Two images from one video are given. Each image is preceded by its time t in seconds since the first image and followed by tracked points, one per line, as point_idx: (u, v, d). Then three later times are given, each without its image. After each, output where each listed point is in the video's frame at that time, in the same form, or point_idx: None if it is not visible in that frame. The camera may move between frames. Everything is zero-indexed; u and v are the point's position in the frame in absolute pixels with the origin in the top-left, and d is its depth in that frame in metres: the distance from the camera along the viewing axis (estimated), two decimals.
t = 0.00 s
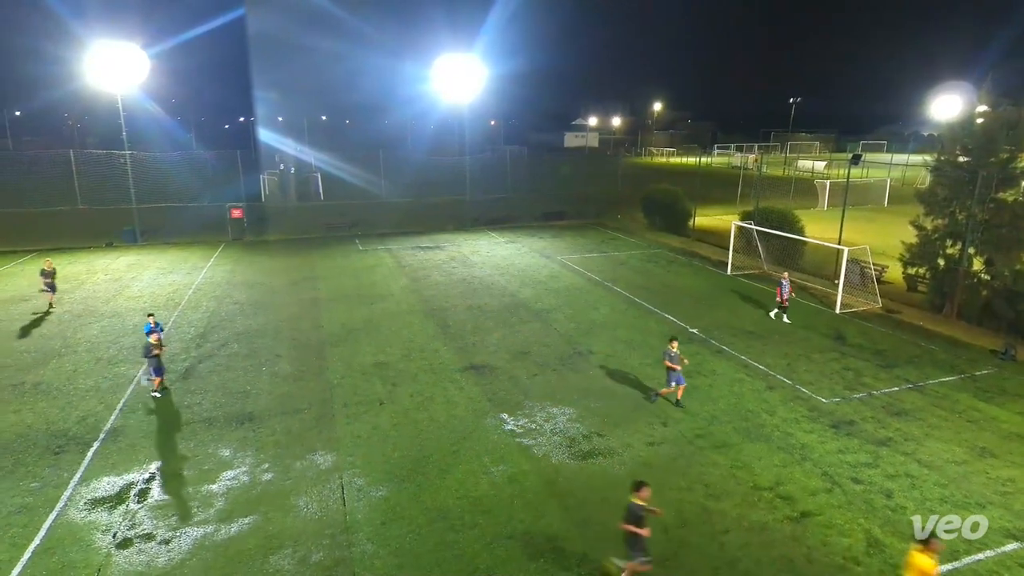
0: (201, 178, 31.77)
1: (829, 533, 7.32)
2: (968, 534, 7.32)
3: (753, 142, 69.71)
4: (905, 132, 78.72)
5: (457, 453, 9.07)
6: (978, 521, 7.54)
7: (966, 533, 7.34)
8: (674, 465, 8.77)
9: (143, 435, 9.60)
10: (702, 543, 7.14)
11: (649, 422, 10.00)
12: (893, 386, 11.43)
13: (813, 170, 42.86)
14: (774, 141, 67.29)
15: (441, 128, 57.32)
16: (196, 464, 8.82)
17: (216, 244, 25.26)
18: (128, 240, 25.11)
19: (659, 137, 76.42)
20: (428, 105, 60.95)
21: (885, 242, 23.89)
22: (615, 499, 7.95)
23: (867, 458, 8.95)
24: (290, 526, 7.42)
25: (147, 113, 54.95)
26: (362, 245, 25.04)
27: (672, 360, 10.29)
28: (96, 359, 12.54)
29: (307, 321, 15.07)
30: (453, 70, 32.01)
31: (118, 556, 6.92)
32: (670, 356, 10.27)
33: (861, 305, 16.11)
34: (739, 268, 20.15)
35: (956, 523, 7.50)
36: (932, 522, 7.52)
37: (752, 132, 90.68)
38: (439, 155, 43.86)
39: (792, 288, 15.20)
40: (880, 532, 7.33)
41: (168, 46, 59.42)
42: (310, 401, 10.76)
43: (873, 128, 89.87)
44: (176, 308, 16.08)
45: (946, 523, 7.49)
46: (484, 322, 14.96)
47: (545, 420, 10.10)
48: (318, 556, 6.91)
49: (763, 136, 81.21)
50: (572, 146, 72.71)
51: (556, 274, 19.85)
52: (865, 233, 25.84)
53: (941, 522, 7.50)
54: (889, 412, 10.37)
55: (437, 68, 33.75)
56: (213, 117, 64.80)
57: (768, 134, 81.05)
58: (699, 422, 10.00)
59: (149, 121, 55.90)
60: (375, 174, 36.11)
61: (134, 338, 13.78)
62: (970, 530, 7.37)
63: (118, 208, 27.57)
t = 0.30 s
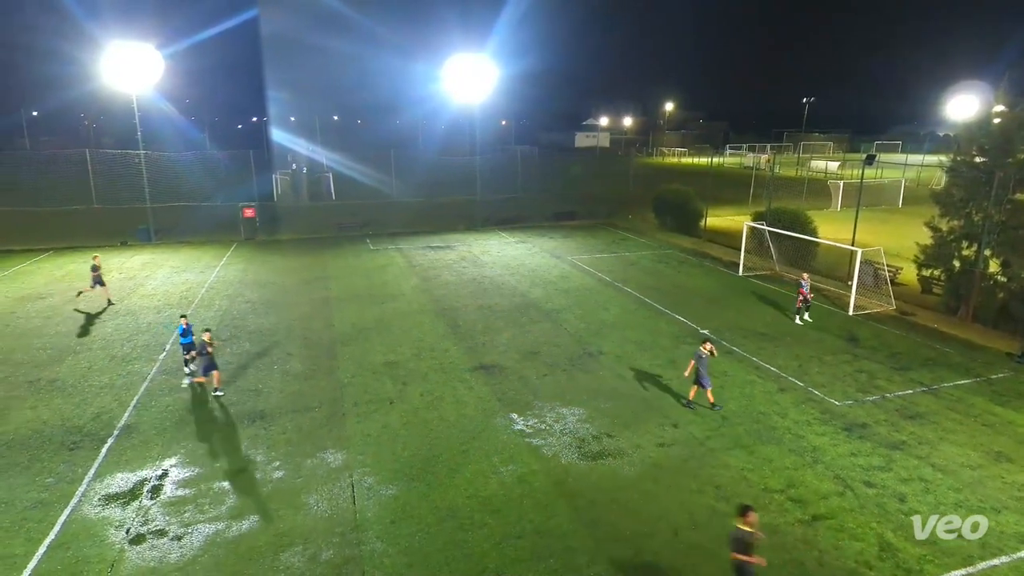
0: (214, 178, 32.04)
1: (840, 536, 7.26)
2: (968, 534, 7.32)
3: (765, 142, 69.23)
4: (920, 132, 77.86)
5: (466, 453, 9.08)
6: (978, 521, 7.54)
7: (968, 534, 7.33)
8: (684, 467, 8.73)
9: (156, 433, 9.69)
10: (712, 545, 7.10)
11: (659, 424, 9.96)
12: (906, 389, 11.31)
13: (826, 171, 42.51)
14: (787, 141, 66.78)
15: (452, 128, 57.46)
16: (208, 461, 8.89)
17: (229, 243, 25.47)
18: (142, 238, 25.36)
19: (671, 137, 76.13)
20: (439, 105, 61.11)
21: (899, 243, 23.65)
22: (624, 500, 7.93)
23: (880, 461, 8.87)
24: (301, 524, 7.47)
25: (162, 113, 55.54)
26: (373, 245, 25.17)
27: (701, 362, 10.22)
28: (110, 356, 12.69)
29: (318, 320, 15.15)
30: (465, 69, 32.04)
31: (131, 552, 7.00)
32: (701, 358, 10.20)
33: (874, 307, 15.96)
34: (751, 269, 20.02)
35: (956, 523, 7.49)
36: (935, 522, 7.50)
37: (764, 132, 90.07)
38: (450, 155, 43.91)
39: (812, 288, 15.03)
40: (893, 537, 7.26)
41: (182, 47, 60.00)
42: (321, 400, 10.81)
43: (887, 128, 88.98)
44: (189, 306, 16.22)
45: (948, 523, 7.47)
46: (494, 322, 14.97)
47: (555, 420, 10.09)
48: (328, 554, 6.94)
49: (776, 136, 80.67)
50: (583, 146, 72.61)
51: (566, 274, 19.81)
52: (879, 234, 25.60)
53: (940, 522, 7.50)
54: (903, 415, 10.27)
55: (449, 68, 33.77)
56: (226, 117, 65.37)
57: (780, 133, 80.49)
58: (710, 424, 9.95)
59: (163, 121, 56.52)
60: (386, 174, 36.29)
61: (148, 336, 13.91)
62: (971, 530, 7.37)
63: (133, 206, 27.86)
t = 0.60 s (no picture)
0: (225, 178, 32.31)
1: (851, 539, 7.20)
2: (967, 533, 7.31)
3: (776, 142, 68.85)
4: (934, 132, 77.10)
5: (474, 453, 9.08)
6: (978, 521, 7.53)
7: (966, 533, 7.33)
8: (694, 468, 8.69)
9: (167, 430, 9.77)
10: (722, 547, 7.06)
11: (668, 425, 9.93)
12: (919, 391, 11.19)
13: (838, 171, 42.20)
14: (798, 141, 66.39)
15: (461, 128, 57.60)
16: (218, 459, 8.95)
17: (239, 242, 25.64)
18: (154, 238, 25.58)
19: (681, 137, 75.87)
20: (449, 105, 61.25)
21: (911, 245, 23.44)
22: (631, 501, 7.91)
23: (891, 464, 8.79)
24: (310, 522, 7.50)
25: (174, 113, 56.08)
26: (383, 244, 25.26)
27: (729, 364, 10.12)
28: (122, 354, 12.80)
29: (328, 319, 15.22)
30: (474, 69, 32.09)
31: (142, 548, 7.06)
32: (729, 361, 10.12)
33: (886, 308, 15.82)
34: (761, 270, 19.90)
35: (956, 523, 7.48)
36: (934, 522, 7.49)
37: (775, 132, 89.51)
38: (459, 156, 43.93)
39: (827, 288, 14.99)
40: (904, 540, 7.20)
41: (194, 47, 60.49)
42: (329, 398, 10.86)
43: (900, 128, 88.20)
44: (200, 305, 16.35)
45: (946, 523, 7.48)
46: (503, 322, 14.98)
47: (563, 421, 10.08)
48: (336, 552, 6.97)
49: (787, 136, 80.22)
50: (593, 147, 72.52)
51: (575, 274, 19.78)
52: (892, 235, 25.37)
53: (940, 522, 7.50)
54: (915, 418, 10.17)
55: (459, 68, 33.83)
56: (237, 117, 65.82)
57: (792, 134, 80.05)
58: (719, 425, 9.90)
59: (176, 121, 57.07)
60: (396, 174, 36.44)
61: (159, 334, 14.03)
62: (970, 530, 7.36)
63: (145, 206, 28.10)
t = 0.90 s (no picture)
0: (237, 177, 32.54)
1: (863, 543, 7.14)
2: (969, 534, 7.31)
3: (788, 142, 68.40)
4: (949, 132, 76.24)
5: (483, 453, 9.08)
6: (979, 522, 7.53)
7: (966, 533, 7.34)
8: (704, 470, 8.65)
9: (179, 428, 9.85)
10: (732, 549, 7.03)
11: (677, 426, 9.89)
12: (932, 394, 11.07)
13: (850, 172, 41.84)
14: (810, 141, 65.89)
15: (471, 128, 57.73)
16: (229, 456, 9.02)
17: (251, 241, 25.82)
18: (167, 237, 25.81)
19: (692, 137, 75.53)
20: (459, 105, 61.38)
21: (925, 246, 23.19)
22: (640, 502, 7.89)
23: (904, 467, 8.71)
24: (320, 520, 7.54)
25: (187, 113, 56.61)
26: (393, 244, 25.34)
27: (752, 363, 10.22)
28: (135, 352, 12.93)
29: (338, 318, 15.30)
30: (485, 69, 32.11)
31: (154, 544, 7.12)
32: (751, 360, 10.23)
33: (899, 310, 15.67)
34: (772, 271, 19.76)
35: (956, 523, 7.51)
36: (934, 522, 7.51)
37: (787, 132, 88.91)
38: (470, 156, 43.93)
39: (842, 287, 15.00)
40: (915, 544, 7.14)
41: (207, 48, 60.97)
42: (338, 398, 10.90)
43: (915, 128, 87.28)
44: (212, 303, 16.49)
45: (946, 523, 7.49)
46: (512, 322, 14.98)
47: (572, 421, 10.07)
48: (346, 550, 7.01)
49: (799, 136, 79.67)
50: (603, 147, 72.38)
51: (585, 275, 19.75)
52: (906, 237, 25.12)
53: (940, 522, 7.51)
54: (929, 421, 10.06)
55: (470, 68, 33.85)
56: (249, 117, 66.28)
57: (804, 134, 79.47)
58: (729, 427, 9.85)
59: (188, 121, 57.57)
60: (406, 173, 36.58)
61: (171, 332, 14.15)
62: (970, 530, 7.37)
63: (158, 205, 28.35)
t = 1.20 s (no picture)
0: (248, 177, 32.74)
1: (873, 546, 7.08)
2: (968, 534, 7.31)
3: (799, 142, 68.01)
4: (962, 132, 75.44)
5: (491, 453, 9.07)
6: (978, 521, 7.53)
7: (964, 532, 7.34)
8: (712, 472, 8.60)
9: (190, 425, 9.93)
10: (740, 551, 6.99)
11: (686, 427, 9.85)
12: (944, 397, 10.97)
13: (862, 172, 41.53)
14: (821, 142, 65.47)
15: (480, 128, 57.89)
16: (239, 454, 9.07)
17: (261, 241, 26.00)
18: (179, 236, 26.02)
19: (701, 137, 75.24)
20: (468, 105, 61.46)
21: (938, 247, 22.97)
22: (648, 503, 7.87)
23: (915, 470, 8.63)
24: (329, 519, 7.57)
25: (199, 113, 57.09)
26: (402, 243, 25.40)
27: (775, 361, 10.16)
28: (146, 350, 13.05)
29: (347, 318, 15.36)
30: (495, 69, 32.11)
31: (165, 541, 7.18)
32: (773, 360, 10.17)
33: (911, 311, 15.52)
34: (782, 272, 19.64)
35: (956, 522, 7.49)
36: (934, 523, 7.48)
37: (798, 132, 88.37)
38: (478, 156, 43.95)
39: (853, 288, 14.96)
40: (925, 547, 7.08)
41: (218, 48, 61.38)
42: (347, 397, 10.94)
43: (928, 128, 86.47)
44: (222, 302, 16.61)
45: (947, 523, 7.47)
46: (520, 322, 14.99)
47: (580, 421, 10.06)
48: (354, 548, 7.03)
49: (809, 137, 79.14)
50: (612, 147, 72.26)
51: (593, 275, 19.72)
52: (918, 238, 24.90)
53: (940, 522, 7.49)
54: (941, 424, 9.96)
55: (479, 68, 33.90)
56: (260, 117, 66.66)
57: (815, 134, 78.95)
58: (738, 428, 9.80)
59: (199, 121, 58.04)
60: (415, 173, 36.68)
61: (182, 330, 14.26)
62: (970, 530, 7.37)
63: (169, 204, 28.60)
